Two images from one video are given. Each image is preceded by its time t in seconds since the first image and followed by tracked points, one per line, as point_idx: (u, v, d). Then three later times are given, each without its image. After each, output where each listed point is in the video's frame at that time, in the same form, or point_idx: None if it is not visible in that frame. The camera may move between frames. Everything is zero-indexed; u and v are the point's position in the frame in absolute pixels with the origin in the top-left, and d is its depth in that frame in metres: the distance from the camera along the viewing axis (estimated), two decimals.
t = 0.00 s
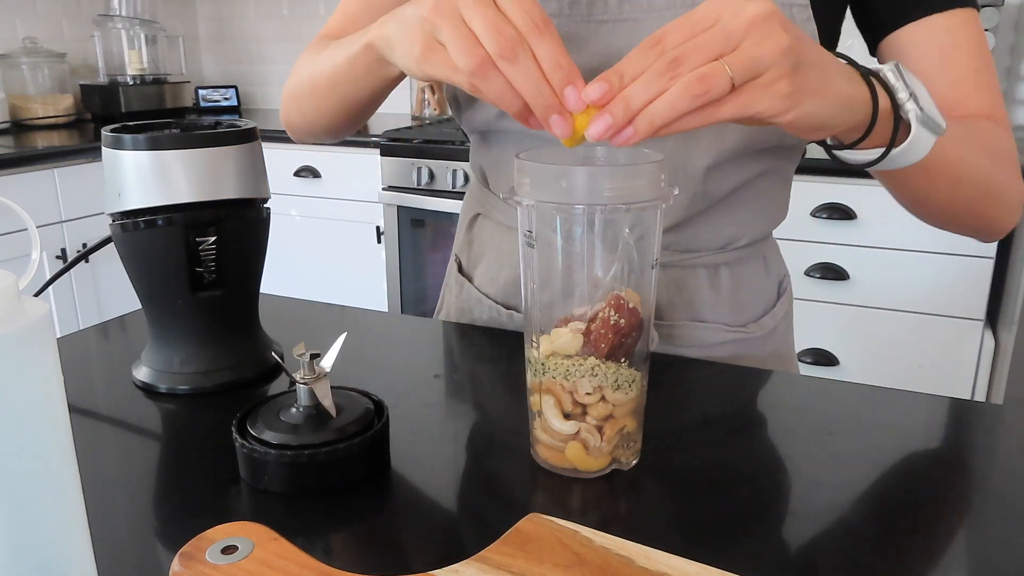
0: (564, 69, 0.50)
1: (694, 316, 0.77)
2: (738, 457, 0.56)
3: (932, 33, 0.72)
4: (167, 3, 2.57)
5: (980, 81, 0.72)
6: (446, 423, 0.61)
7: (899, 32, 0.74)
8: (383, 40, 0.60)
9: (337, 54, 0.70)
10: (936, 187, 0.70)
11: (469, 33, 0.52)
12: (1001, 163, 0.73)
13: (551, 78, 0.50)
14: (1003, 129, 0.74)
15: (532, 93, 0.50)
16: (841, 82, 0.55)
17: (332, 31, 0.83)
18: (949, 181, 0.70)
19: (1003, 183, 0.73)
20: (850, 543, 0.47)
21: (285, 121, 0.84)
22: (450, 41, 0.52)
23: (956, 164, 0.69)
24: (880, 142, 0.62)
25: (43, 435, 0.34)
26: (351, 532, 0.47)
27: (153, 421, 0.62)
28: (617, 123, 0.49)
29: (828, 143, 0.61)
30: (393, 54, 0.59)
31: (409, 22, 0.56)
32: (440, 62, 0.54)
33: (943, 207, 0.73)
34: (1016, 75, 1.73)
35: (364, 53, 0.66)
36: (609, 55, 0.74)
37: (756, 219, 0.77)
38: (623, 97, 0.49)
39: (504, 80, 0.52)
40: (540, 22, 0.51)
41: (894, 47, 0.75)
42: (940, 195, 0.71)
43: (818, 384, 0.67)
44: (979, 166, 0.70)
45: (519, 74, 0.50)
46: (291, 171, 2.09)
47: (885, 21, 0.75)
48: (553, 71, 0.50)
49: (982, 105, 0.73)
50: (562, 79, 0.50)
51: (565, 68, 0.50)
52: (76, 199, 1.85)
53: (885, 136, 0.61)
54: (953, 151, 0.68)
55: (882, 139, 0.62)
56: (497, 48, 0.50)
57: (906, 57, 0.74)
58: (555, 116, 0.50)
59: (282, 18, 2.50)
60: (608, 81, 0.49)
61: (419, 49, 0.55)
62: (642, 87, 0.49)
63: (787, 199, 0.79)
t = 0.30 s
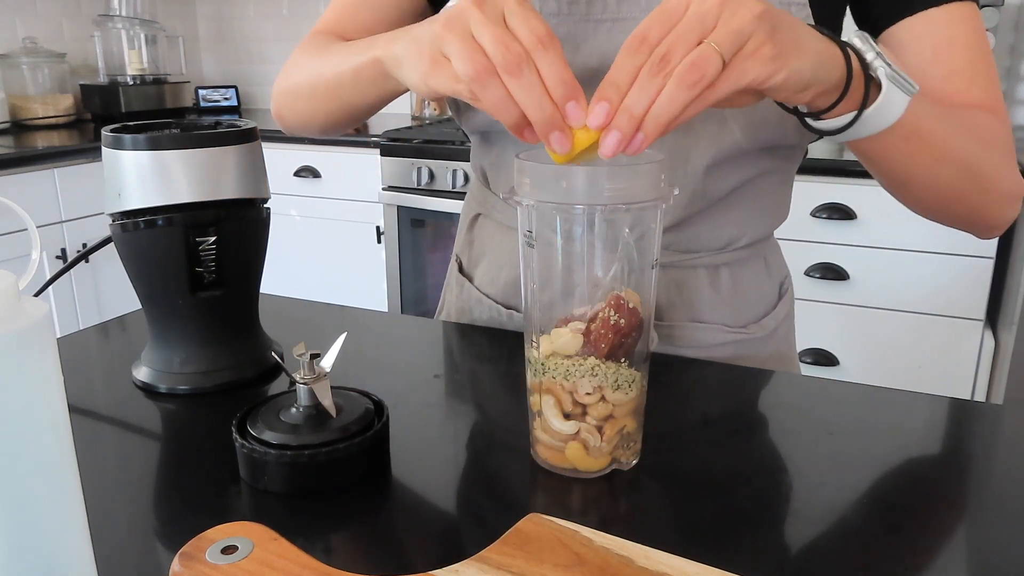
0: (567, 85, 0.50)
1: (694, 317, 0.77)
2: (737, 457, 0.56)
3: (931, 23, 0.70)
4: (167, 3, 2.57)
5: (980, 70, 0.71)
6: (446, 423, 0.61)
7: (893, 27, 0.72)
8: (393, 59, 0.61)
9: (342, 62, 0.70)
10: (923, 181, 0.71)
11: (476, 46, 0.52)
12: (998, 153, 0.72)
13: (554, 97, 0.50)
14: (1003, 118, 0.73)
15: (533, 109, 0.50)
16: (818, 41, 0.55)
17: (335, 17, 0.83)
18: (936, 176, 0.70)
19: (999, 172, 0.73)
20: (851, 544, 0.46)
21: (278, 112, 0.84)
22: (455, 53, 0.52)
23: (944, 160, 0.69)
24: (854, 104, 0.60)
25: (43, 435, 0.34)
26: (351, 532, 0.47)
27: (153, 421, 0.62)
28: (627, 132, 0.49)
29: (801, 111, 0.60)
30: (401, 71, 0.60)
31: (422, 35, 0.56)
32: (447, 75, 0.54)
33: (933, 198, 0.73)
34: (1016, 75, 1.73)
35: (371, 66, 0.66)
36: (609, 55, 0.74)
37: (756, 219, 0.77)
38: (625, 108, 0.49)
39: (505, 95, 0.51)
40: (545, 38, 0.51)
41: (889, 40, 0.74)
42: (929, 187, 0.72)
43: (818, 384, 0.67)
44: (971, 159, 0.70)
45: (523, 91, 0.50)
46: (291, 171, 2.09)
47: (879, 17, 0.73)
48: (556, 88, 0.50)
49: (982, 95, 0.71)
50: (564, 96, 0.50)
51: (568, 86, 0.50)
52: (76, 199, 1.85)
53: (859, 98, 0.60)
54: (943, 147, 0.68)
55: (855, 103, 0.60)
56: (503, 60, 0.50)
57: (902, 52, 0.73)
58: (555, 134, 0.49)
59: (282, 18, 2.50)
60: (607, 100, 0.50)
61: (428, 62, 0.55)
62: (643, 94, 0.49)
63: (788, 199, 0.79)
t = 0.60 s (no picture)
0: (570, 94, 0.50)
1: (693, 317, 0.77)
2: (737, 457, 0.56)
3: (925, 23, 0.70)
4: (167, 3, 2.57)
5: (973, 71, 0.71)
6: (446, 423, 0.61)
7: (889, 27, 0.72)
8: (402, 73, 0.61)
9: (346, 70, 0.70)
10: (910, 182, 0.71)
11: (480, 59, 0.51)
12: (987, 154, 0.72)
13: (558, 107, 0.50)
14: (995, 120, 0.72)
15: (538, 120, 0.49)
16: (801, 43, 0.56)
17: (335, 17, 0.82)
18: (922, 179, 0.70)
19: (987, 173, 0.72)
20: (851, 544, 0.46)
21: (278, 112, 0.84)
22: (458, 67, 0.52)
23: (929, 161, 0.69)
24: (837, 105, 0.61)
25: (43, 434, 0.34)
26: (351, 532, 0.47)
27: (152, 421, 0.62)
28: (626, 131, 0.49)
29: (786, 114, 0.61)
30: (411, 86, 0.60)
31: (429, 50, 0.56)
32: (453, 90, 0.54)
33: (921, 199, 0.73)
34: (1016, 75, 1.73)
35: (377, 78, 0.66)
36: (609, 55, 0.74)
37: (756, 219, 0.77)
38: (623, 108, 0.50)
39: (508, 106, 0.51)
40: (546, 46, 0.51)
41: (885, 39, 0.73)
42: (915, 189, 0.72)
43: (818, 384, 0.67)
44: (959, 162, 0.70)
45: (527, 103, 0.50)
46: (292, 171, 2.09)
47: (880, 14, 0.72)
48: (559, 96, 0.50)
49: (973, 95, 0.71)
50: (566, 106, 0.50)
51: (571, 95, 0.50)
52: (76, 199, 1.85)
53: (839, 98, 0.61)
54: (929, 149, 0.68)
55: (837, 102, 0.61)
56: (506, 73, 0.50)
57: (898, 50, 0.73)
58: (560, 142, 0.49)
59: (282, 18, 2.50)
60: (604, 104, 0.50)
61: (434, 77, 0.55)
62: (638, 94, 0.49)
63: (788, 199, 0.79)
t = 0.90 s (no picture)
0: (583, 91, 0.49)
1: (693, 316, 0.77)
2: (737, 457, 0.56)
3: (919, 29, 0.70)
4: (167, 3, 2.57)
5: (965, 78, 0.71)
6: (446, 423, 0.61)
7: (885, 32, 0.72)
8: (405, 87, 0.61)
9: (353, 80, 0.70)
10: (901, 190, 0.71)
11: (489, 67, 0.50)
12: (976, 162, 0.72)
13: (572, 105, 0.49)
14: (985, 126, 0.73)
15: (554, 121, 0.49)
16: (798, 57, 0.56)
17: (336, 22, 0.82)
18: (913, 188, 0.71)
19: (976, 180, 0.73)
20: (850, 544, 0.46)
21: (279, 115, 0.83)
22: (467, 76, 0.51)
23: (920, 171, 0.69)
24: (834, 125, 0.62)
25: (42, 435, 0.34)
26: (350, 531, 0.47)
27: (153, 421, 0.62)
28: (638, 126, 0.50)
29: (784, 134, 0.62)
30: (417, 100, 0.60)
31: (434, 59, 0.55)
32: (464, 100, 0.53)
33: (910, 207, 0.74)
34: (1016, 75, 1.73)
35: (382, 90, 0.66)
36: (609, 54, 0.74)
37: (756, 219, 0.77)
38: (635, 106, 0.50)
39: (521, 110, 0.50)
40: (554, 45, 0.50)
41: (879, 43, 0.73)
42: (906, 197, 0.72)
43: (818, 384, 0.67)
44: (949, 169, 0.70)
45: (543, 105, 0.49)
46: (292, 171, 2.09)
47: (878, 15, 0.72)
48: (573, 95, 0.49)
49: (964, 102, 0.71)
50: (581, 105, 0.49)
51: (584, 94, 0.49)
52: (76, 199, 1.85)
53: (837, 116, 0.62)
54: (920, 158, 0.68)
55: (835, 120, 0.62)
56: (518, 77, 0.49)
57: (892, 55, 0.72)
58: (578, 142, 0.49)
59: (282, 18, 2.50)
60: (617, 101, 0.50)
61: (443, 88, 0.54)
62: (650, 92, 0.49)
63: (788, 199, 0.79)
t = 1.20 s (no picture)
0: (578, 60, 0.49)
1: (694, 317, 0.77)
2: (736, 457, 0.56)
3: (912, 31, 0.70)
4: (167, 3, 2.57)
5: (955, 78, 0.71)
6: (446, 423, 0.61)
7: (878, 35, 0.72)
8: (397, 69, 0.60)
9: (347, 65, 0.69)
10: (891, 187, 0.71)
11: (475, 55, 0.50)
12: (965, 163, 0.72)
13: (567, 75, 0.49)
14: (974, 128, 0.73)
15: (552, 95, 0.49)
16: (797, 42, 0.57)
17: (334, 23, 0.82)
18: (903, 187, 0.71)
19: (965, 182, 0.73)
20: (850, 544, 0.46)
21: (278, 113, 0.84)
22: (457, 66, 0.51)
23: (910, 171, 0.69)
24: (831, 110, 0.62)
25: (42, 435, 0.34)
26: (350, 531, 0.47)
27: (153, 421, 0.62)
28: (652, 88, 0.50)
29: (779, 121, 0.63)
30: (410, 83, 0.59)
31: (419, 50, 0.55)
32: (456, 89, 0.53)
33: (899, 206, 0.74)
34: (1016, 75, 1.73)
35: (373, 79, 0.66)
36: (608, 54, 0.74)
37: (756, 220, 0.77)
38: (648, 68, 0.50)
39: (517, 91, 0.50)
40: (536, 18, 0.49)
41: (872, 43, 0.73)
42: (894, 196, 0.72)
43: (817, 384, 0.67)
44: (938, 168, 0.70)
45: (538, 81, 0.49)
46: (292, 171, 2.09)
47: (874, 17, 0.72)
48: (568, 68, 0.49)
49: (955, 105, 0.71)
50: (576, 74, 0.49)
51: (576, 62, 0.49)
52: (76, 200, 1.85)
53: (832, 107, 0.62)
54: (911, 154, 0.68)
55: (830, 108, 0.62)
56: (506, 59, 0.49)
57: (885, 57, 0.72)
58: (580, 110, 0.50)
59: (282, 18, 2.49)
60: (629, 64, 0.50)
61: (433, 80, 0.54)
62: (665, 53, 0.49)
63: (788, 199, 0.79)
